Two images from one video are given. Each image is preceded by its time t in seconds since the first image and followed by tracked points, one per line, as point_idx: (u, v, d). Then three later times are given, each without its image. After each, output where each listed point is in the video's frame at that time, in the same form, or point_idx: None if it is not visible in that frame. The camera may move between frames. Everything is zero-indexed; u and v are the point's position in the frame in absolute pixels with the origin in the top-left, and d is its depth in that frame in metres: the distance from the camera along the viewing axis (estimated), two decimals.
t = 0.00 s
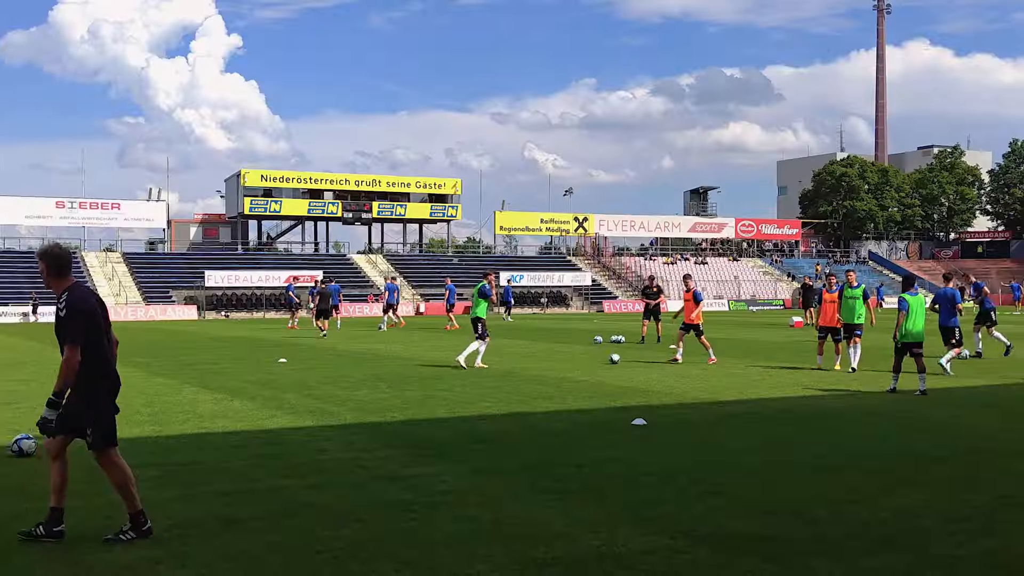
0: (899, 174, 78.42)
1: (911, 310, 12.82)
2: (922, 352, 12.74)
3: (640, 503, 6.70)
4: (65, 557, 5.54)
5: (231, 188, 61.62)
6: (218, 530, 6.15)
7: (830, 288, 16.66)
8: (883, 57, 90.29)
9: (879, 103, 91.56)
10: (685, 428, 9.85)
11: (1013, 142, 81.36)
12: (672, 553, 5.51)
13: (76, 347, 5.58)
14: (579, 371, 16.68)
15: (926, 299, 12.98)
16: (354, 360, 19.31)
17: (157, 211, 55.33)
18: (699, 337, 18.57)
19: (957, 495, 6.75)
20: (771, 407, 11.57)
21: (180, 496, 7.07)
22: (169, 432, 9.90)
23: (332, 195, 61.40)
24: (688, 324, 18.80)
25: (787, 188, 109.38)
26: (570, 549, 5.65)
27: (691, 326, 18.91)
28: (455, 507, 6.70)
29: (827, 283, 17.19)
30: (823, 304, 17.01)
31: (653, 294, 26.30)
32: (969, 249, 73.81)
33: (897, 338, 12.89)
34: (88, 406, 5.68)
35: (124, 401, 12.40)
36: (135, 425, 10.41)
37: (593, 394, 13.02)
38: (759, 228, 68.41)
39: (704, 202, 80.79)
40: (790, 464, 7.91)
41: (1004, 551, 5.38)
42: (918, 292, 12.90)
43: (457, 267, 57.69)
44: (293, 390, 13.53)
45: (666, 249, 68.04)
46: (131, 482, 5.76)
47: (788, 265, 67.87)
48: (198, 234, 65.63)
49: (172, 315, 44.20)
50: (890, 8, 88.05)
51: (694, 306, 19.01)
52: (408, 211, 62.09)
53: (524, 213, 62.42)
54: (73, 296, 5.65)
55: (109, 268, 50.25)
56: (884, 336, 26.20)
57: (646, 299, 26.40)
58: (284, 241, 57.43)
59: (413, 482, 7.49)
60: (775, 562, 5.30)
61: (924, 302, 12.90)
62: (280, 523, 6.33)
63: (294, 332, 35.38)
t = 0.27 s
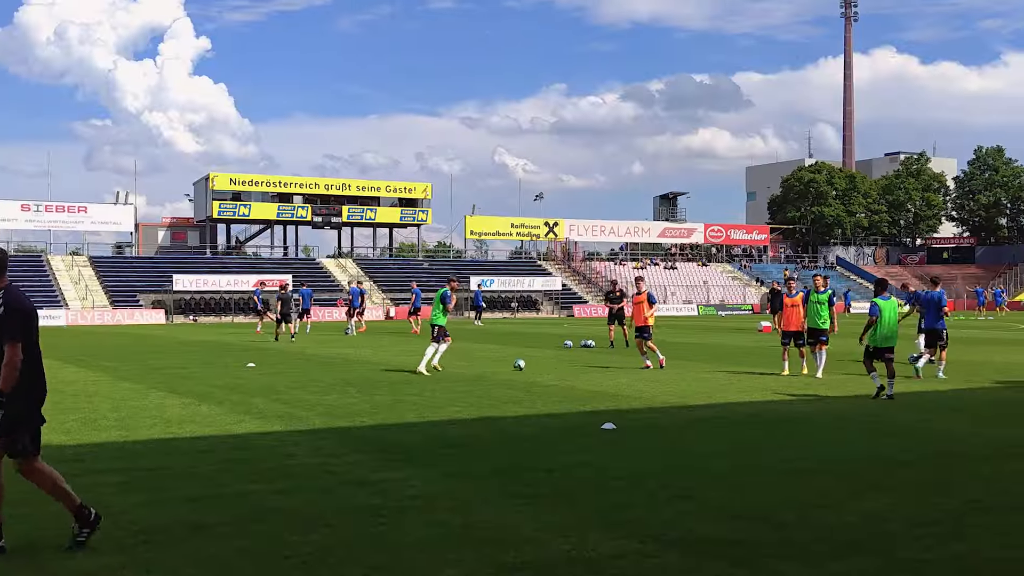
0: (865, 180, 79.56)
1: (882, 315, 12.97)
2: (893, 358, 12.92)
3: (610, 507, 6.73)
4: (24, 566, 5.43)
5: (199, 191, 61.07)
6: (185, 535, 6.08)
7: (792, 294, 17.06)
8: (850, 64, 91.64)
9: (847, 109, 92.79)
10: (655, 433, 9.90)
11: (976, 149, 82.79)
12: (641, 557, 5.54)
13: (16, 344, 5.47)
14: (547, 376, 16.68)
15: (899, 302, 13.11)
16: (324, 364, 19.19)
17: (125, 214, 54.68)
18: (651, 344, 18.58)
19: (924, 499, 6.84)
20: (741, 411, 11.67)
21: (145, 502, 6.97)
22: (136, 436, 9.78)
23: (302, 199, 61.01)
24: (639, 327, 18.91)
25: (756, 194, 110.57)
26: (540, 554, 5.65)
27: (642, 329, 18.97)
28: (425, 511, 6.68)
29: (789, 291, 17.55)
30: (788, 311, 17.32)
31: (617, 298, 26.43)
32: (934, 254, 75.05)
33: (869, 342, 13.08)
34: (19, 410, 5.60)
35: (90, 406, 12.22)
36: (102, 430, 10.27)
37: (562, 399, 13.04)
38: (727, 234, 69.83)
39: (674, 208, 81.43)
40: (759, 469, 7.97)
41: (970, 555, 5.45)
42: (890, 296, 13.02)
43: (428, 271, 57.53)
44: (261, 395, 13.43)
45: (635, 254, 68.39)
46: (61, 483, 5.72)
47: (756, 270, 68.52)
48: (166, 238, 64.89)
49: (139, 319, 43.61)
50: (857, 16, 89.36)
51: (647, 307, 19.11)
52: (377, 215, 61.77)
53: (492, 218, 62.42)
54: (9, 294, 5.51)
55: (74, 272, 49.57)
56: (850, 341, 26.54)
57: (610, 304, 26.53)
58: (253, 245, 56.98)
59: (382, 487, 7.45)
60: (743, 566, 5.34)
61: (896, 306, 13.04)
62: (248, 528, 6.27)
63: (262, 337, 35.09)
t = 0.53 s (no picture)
0: (838, 184, 80.46)
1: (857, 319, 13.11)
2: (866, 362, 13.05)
3: (584, 510, 6.75)
4: None
5: (172, 194, 60.53)
6: (156, 540, 6.01)
7: (763, 295, 17.03)
8: (822, 69, 92.69)
9: (819, 114, 93.80)
10: (628, 436, 9.94)
11: (946, 153, 83.98)
12: (614, 560, 5.56)
13: None
14: (521, 379, 16.68)
15: (870, 306, 13.33)
16: (297, 367, 19.08)
17: (97, 216, 54.07)
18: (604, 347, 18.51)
19: (894, 501, 6.93)
20: (714, 414, 11.75)
21: (115, 506, 6.88)
22: (106, 440, 9.66)
23: (275, 202, 60.58)
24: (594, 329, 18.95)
25: (729, 198, 111.44)
26: (514, 557, 5.65)
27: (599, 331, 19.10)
28: (397, 515, 6.67)
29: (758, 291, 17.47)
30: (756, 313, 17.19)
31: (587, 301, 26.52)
32: (906, 258, 76.00)
33: (845, 347, 13.16)
34: None
35: (60, 410, 12.06)
36: (71, 433, 10.13)
37: (537, 402, 13.06)
38: (702, 237, 69.37)
39: (648, 211, 81.87)
40: (732, 471, 8.02)
41: (940, 556, 5.53)
42: (863, 300, 13.23)
43: (402, 275, 57.37)
44: (234, 398, 13.32)
45: (610, 257, 68.66)
46: None
47: (729, 274, 69.10)
48: (138, 240, 64.13)
49: (110, 323, 43.06)
50: (829, 21, 90.46)
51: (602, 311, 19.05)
52: (351, 219, 61.26)
53: (467, 221, 62.27)
54: None
55: (45, 275, 48.87)
56: (821, 343, 26.83)
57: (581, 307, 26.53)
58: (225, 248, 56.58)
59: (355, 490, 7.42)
60: (715, 569, 5.37)
61: (868, 310, 13.25)
62: (217, 532, 6.21)
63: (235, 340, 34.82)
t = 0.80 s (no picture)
0: (811, 185, 81.24)
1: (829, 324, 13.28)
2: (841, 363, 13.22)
3: (559, 510, 6.78)
4: None
5: (143, 194, 59.90)
6: (127, 542, 5.95)
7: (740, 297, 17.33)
8: (795, 71, 93.57)
9: (792, 115, 94.69)
10: (603, 436, 9.99)
11: (918, 155, 85.06)
12: (589, 561, 5.58)
13: None
14: (497, 380, 16.66)
15: (841, 306, 13.52)
16: (270, 368, 18.96)
17: (68, 217, 53.44)
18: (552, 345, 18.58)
19: (868, 500, 7.01)
20: (689, 414, 11.82)
21: (87, 508, 6.82)
22: (77, 442, 9.54)
23: (248, 203, 60.14)
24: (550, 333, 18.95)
25: (703, 198, 112.18)
26: (489, 558, 5.66)
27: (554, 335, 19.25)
28: (372, 516, 6.65)
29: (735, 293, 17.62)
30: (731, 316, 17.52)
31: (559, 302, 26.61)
32: (878, 258, 76.91)
33: (819, 349, 13.30)
34: None
35: (30, 412, 11.88)
36: (41, 436, 9.99)
37: (512, 402, 13.07)
38: (676, 238, 69.67)
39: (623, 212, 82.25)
40: (706, 472, 8.09)
41: (913, 555, 5.61)
42: (832, 300, 13.42)
43: (377, 275, 57.19)
44: (207, 400, 13.20)
45: (584, 257, 68.89)
46: None
47: (703, 274, 69.64)
48: (109, 241, 63.33)
49: (82, 325, 42.53)
50: (802, 23, 91.36)
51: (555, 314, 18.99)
52: (325, 219, 60.97)
53: (441, 221, 62.16)
54: None
55: (15, 276, 48.14)
56: (793, 344, 27.13)
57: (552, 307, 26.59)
58: (198, 249, 56.13)
59: (329, 492, 7.38)
60: (690, 569, 5.41)
61: (839, 309, 13.44)
62: (190, 535, 6.16)
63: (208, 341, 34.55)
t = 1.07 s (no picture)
0: (783, 186, 82.00)
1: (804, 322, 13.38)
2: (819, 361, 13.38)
3: (531, 509, 6.79)
4: None
5: (114, 194, 59.22)
6: (95, 545, 5.87)
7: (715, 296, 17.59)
8: (768, 72, 94.37)
9: (764, 116, 95.55)
10: (575, 436, 10.03)
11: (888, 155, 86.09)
12: (560, 560, 5.60)
13: None
14: (470, 380, 16.66)
15: (820, 306, 13.48)
16: (242, 368, 18.83)
17: (37, 216, 52.63)
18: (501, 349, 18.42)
19: (837, 499, 7.10)
20: (661, 414, 11.90)
21: (54, 511, 6.72)
22: (46, 444, 9.41)
23: (220, 202, 59.59)
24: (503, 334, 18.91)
25: (676, 198, 112.85)
26: (460, 558, 5.66)
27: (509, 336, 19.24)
28: (344, 517, 6.61)
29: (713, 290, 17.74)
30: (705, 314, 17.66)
31: (530, 302, 26.67)
32: (849, 258, 77.84)
33: (793, 348, 13.47)
34: None
35: None
36: (9, 437, 9.83)
37: (485, 402, 13.08)
38: (649, 238, 70.03)
39: (597, 212, 82.53)
40: (677, 470, 8.15)
41: (879, 552, 5.70)
42: (809, 300, 13.42)
43: (350, 275, 56.89)
44: (179, 400, 13.06)
45: (558, 257, 69.02)
46: None
47: (676, 274, 70.08)
48: (79, 241, 62.51)
49: (51, 325, 41.94)
50: (774, 24, 92.21)
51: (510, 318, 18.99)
52: (297, 219, 60.57)
53: (415, 221, 61.99)
54: None
55: None
56: (765, 344, 27.38)
57: (525, 307, 26.66)
58: (170, 248, 55.55)
59: (300, 493, 7.35)
60: (661, 567, 5.45)
61: (816, 309, 13.42)
62: (159, 536, 6.10)
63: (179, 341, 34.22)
